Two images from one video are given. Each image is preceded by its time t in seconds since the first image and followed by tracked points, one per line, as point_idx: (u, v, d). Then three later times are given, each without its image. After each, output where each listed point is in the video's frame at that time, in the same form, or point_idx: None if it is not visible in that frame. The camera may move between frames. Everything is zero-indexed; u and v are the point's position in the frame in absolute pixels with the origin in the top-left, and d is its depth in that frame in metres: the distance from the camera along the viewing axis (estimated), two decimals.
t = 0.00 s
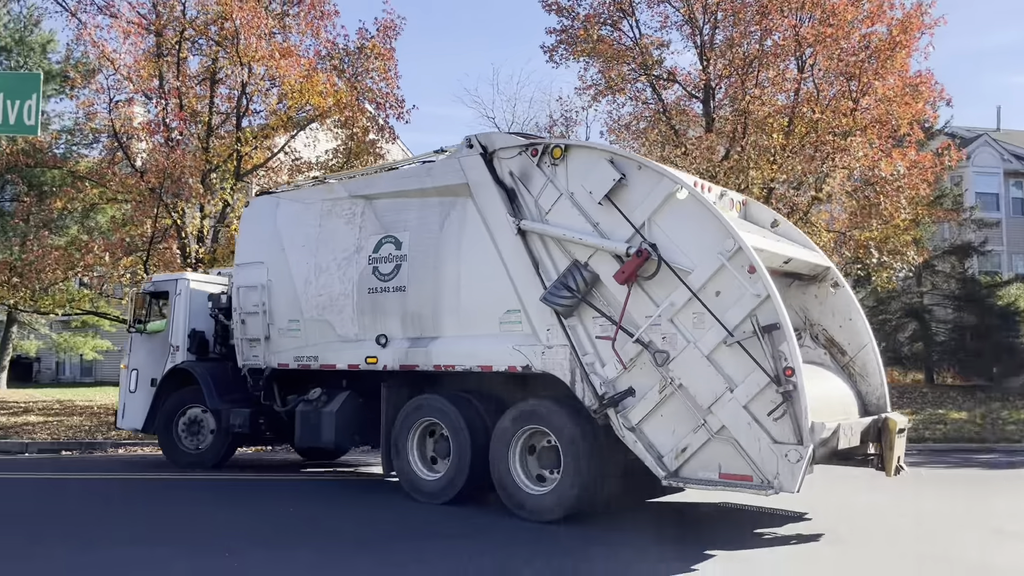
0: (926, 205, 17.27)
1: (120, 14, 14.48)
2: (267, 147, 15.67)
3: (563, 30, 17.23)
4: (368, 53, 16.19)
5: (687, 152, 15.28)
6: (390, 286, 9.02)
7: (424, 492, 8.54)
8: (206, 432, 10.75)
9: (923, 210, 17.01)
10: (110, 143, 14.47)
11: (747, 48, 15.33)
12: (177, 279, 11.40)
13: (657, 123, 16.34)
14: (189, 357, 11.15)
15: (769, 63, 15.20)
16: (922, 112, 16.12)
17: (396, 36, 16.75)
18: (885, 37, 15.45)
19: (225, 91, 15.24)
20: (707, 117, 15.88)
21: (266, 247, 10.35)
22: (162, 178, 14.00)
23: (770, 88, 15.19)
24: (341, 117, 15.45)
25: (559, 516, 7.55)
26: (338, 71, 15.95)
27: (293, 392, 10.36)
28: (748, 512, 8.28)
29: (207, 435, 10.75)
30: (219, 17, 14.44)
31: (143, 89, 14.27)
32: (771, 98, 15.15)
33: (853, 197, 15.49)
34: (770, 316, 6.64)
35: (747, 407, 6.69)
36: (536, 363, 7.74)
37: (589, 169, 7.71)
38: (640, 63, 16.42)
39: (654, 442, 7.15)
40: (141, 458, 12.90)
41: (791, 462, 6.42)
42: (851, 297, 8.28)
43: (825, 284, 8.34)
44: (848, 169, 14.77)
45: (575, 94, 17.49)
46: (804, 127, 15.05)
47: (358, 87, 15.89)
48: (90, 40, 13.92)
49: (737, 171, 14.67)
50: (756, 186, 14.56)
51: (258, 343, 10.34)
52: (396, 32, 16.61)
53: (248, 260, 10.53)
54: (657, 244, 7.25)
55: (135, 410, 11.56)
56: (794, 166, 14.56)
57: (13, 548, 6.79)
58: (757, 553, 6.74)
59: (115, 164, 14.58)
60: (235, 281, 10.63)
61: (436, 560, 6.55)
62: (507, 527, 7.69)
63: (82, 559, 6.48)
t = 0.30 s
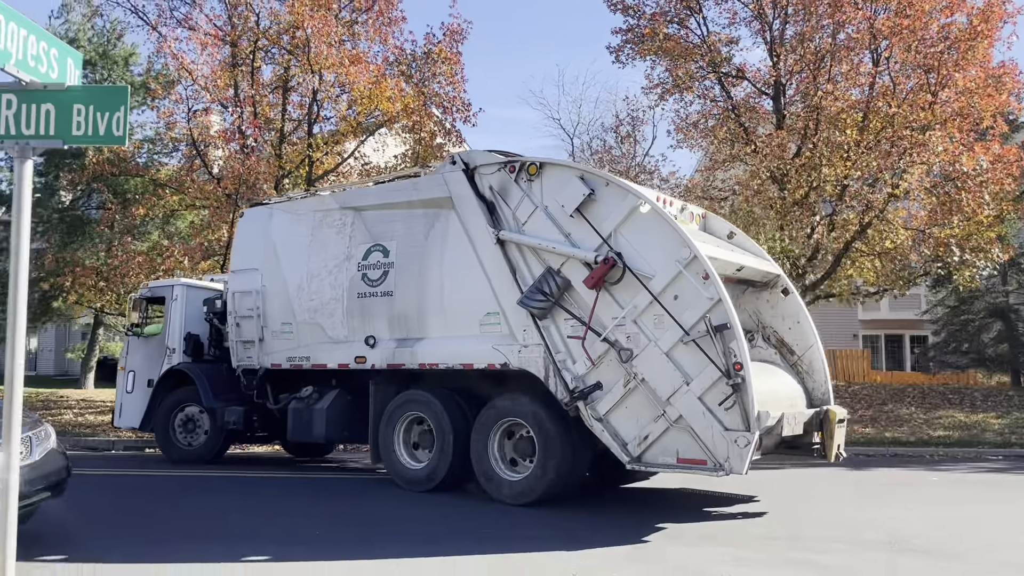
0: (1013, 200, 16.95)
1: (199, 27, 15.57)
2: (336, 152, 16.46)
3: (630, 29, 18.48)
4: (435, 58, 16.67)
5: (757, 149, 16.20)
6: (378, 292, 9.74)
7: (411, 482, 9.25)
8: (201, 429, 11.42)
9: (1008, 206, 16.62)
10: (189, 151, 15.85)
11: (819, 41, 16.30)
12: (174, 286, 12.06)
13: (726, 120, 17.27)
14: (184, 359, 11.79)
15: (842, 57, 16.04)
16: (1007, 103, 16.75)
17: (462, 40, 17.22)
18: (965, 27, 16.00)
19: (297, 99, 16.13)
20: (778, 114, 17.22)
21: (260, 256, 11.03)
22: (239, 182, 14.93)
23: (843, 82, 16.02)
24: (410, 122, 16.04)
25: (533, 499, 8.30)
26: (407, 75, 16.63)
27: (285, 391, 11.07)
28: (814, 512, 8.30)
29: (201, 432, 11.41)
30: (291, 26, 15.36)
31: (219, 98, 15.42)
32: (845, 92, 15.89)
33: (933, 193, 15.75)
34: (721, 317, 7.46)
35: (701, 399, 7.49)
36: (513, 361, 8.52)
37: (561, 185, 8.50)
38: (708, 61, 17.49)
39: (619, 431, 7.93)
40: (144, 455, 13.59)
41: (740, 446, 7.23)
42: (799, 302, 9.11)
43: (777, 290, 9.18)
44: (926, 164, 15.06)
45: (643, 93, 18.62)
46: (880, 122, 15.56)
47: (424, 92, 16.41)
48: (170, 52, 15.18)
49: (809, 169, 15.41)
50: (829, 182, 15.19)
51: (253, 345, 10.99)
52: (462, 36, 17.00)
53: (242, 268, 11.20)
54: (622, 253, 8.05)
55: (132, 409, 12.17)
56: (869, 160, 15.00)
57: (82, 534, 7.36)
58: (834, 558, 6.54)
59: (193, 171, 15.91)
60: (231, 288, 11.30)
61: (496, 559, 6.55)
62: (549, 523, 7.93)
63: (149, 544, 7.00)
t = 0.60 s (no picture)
0: None
1: (272, 37, 16.45)
2: (404, 157, 16.47)
3: (697, 26, 18.66)
4: (500, 60, 16.86)
5: (830, 146, 16.39)
6: (370, 296, 10.52)
7: (398, 473, 9.98)
8: (197, 426, 12.05)
9: None
10: (262, 159, 17.01)
11: (895, 33, 16.55)
12: (171, 290, 12.70)
13: (797, 117, 17.39)
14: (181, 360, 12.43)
15: (919, 49, 16.20)
16: None
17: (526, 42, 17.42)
18: None
19: (365, 104, 16.30)
20: (852, 110, 17.41)
21: (258, 262, 11.75)
22: (311, 187, 15.82)
23: (922, 74, 16.22)
24: (476, 125, 16.18)
25: (510, 486, 9.07)
26: (473, 79, 16.83)
27: (279, 390, 11.83)
28: (894, 517, 8.11)
29: (197, 429, 12.03)
30: (359, 34, 15.46)
31: (291, 106, 15.98)
32: (921, 86, 15.82)
33: (1017, 189, 16.08)
34: (683, 319, 8.31)
35: (664, 392, 8.32)
36: (495, 359, 9.33)
37: (541, 199, 9.35)
38: (778, 56, 17.66)
39: (590, 422, 8.75)
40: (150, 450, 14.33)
41: (698, 435, 8.07)
42: (757, 311, 9.98)
43: (736, 299, 10.08)
44: (1010, 158, 15.30)
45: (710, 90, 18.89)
46: (958, 114, 15.70)
47: (490, 95, 16.54)
48: (244, 62, 16.08)
49: (887, 164, 15.64)
50: (905, 178, 15.39)
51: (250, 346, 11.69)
52: (527, 39, 17.25)
53: (240, 273, 11.90)
54: (596, 261, 8.90)
55: (129, 406, 12.79)
56: (948, 156, 15.18)
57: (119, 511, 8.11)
58: (909, 566, 6.32)
59: (267, 177, 17.10)
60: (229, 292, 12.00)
61: (559, 560, 6.48)
62: (548, 509, 8.51)
63: (225, 529, 7.37)
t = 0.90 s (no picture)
0: None
1: (340, 44, 17.12)
2: (470, 159, 17.24)
3: (765, 21, 17.41)
4: (565, 61, 17.19)
5: (906, 141, 15.44)
6: (364, 299, 11.31)
7: (387, 464, 10.73)
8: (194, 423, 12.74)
9: None
10: (331, 164, 17.81)
11: (978, 22, 15.34)
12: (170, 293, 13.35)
13: (871, 111, 16.39)
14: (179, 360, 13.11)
15: (1002, 38, 15.18)
16: None
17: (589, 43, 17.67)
18: None
19: (431, 108, 16.99)
20: (929, 104, 16.42)
21: (256, 267, 12.46)
22: (379, 191, 16.18)
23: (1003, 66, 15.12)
24: (539, 126, 16.67)
25: (492, 474, 9.88)
26: (537, 81, 17.16)
27: (273, 388, 12.61)
28: (977, 526, 7.67)
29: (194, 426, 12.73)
30: (426, 38, 16.10)
31: (359, 111, 16.82)
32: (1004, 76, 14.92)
33: None
34: (650, 321, 9.19)
35: (633, 387, 9.19)
36: (480, 357, 10.16)
37: (524, 212, 10.22)
38: (849, 49, 16.57)
39: (566, 415, 9.60)
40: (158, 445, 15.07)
41: (663, 425, 8.94)
42: (720, 318, 10.86)
43: (700, 307, 10.97)
44: None
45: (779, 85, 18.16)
46: None
47: (554, 96, 16.95)
48: (314, 70, 16.91)
49: (965, 159, 14.67)
50: (987, 173, 14.53)
51: (248, 346, 12.40)
52: (591, 39, 17.69)
53: (240, 277, 12.61)
54: (572, 268, 9.77)
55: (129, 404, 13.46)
56: None
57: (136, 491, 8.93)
58: None
59: (336, 182, 17.89)
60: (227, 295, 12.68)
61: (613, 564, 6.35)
62: (525, 494, 9.32)
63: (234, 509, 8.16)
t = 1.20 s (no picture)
0: None
1: (405, 49, 17.74)
2: (534, 161, 17.89)
3: (835, 15, 17.18)
4: (628, 60, 17.23)
5: (985, 133, 14.70)
6: (357, 303, 12.13)
7: (374, 457, 11.55)
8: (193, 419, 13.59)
9: None
10: (397, 168, 18.37)
11: None
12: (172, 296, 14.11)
13: (949, 103, 15.83)
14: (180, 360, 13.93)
15: None
16: None
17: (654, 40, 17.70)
18: None
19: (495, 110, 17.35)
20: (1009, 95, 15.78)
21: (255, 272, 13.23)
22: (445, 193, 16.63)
23: None
24: (604, 125, 16.82)
25: (473, 463, 10.72)
26: (601, 81, 17.31)
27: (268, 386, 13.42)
28: None
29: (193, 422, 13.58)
30: (489, 41, 16.32)
31: (424, 115, 17.52)
32: None
33: None
34: (620, 326, 10.08)
35: (603, 385, 10.08)
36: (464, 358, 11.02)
37: (507, 224, 11.09)
38: (924, 40, 15.83)
39: (542, 410, 10.48)
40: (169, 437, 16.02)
41: (630, 420, 9.86)
42: (686, 324, 11.81)
43: (668, 314, 11.87)
44: None
45: (851, 79, 17.66)
46: None
47: (619, 95, 17.09)
48: (380, 76, 17.48)
49: None
50: None
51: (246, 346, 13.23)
52: (655, 37, 17.55)
53: (240, 281, 13.40)
54: (550, 277, 10.65)
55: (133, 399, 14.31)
56: None
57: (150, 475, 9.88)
58: None
59: (402, 186, 18.58)
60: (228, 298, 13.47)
61: None
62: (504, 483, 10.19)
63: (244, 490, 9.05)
